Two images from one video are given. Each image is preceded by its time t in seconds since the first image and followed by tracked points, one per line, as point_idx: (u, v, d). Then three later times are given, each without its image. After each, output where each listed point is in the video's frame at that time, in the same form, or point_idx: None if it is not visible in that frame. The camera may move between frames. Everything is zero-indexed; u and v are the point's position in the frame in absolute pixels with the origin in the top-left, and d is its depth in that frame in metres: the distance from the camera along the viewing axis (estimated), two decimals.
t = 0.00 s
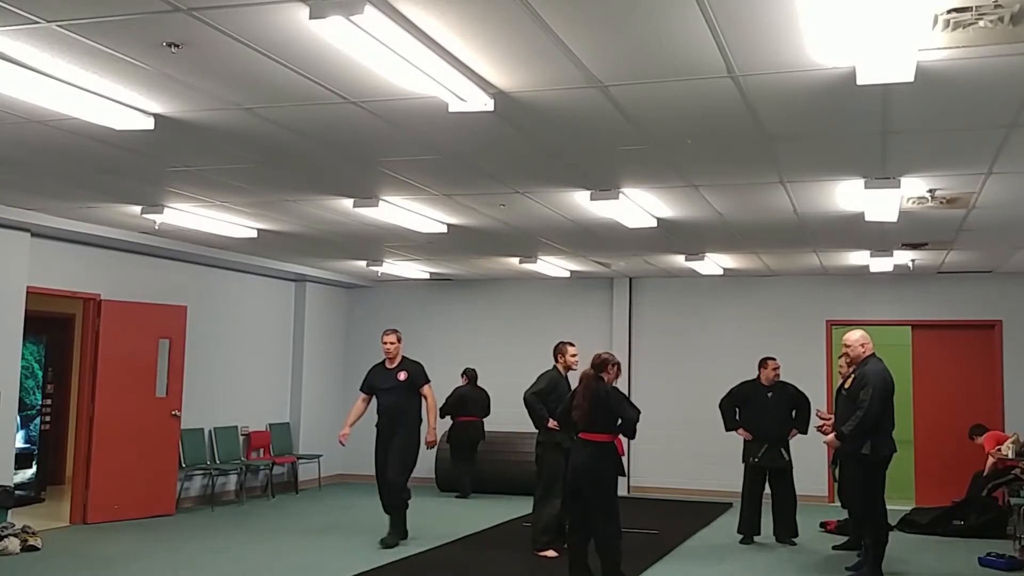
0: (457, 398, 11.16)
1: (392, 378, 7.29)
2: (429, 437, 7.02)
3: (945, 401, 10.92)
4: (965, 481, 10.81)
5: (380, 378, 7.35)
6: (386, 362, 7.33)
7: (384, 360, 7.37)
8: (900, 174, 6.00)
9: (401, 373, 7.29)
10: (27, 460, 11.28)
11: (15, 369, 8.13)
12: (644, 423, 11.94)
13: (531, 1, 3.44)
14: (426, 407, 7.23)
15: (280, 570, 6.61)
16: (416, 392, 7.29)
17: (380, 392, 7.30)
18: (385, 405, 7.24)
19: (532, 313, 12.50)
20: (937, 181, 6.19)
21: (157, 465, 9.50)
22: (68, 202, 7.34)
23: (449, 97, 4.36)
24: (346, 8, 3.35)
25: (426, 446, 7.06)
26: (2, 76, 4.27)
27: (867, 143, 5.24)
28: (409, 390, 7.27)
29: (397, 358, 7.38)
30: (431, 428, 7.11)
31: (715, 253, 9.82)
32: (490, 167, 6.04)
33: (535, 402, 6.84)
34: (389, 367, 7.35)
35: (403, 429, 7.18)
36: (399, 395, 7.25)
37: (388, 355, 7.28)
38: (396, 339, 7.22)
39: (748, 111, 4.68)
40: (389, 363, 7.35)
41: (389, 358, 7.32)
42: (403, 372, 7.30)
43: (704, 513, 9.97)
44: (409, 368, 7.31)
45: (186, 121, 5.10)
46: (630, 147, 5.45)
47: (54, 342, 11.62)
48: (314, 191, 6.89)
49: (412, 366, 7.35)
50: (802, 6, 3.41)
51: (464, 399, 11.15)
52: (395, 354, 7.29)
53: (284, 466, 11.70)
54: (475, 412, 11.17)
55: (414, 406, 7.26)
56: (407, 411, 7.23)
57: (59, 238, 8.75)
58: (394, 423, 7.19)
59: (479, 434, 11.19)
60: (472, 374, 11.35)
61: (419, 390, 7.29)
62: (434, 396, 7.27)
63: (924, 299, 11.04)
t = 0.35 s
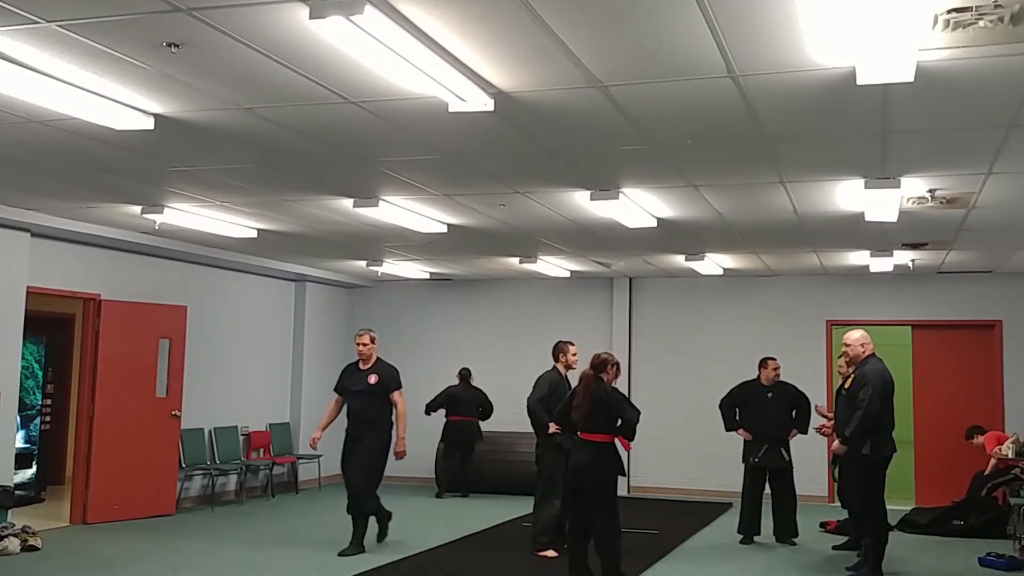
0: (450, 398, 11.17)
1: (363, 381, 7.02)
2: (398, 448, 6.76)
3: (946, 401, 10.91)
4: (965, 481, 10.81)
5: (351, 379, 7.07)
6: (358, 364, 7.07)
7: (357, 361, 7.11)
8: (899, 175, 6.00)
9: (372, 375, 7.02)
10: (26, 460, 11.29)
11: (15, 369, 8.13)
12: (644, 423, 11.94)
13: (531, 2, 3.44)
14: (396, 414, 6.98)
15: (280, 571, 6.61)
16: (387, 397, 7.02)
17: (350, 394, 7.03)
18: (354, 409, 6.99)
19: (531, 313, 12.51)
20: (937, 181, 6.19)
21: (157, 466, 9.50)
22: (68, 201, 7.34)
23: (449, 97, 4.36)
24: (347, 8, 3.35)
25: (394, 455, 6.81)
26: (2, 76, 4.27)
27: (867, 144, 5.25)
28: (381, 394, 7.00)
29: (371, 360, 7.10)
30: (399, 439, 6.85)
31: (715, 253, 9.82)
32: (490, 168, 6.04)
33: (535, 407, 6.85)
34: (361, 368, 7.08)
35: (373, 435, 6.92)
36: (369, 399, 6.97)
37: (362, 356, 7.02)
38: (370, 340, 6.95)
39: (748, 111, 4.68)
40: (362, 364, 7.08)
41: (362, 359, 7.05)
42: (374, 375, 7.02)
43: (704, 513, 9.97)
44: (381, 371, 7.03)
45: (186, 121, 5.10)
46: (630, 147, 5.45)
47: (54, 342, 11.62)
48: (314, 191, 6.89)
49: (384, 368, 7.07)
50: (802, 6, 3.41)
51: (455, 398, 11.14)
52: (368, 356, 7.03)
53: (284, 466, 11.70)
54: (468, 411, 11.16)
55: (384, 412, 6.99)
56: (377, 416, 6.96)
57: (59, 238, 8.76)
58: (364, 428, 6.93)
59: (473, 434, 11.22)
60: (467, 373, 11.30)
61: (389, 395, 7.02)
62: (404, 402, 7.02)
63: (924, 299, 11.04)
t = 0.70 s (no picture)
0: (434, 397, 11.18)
1: (325, 379, 6.62)
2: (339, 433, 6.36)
3: (946, 401, 10.91)
4: (965, 481, 10.81)
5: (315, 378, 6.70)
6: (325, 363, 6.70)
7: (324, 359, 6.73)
8: (899, 174, 6.00)
9: (334, 373, 6.61)
10: (26, 460, 11.29)
11: (15, 369, 8.13)
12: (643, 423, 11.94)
13: (531, 2, 3.44)
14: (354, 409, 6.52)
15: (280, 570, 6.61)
16: (349, 394, 6.59)
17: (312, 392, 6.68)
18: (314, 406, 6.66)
19: (531, 313, 12.50)
20: (936, 181, 6.19)
21: (157, 466, 9.50)
22: (68, 201, 7.34)
23: (449, 97, 4.36)
24: (347, 8, 3.35)
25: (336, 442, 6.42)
26: (2, 76, 4.27)
27: (867, 144, 5.24)
28: (342, 391, 6.59)
29: (337, 358, 6.71)
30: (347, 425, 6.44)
31: (715, 253, 9.81)
32: (490, 168, 6.04)
33: (535, 407, 6.86)
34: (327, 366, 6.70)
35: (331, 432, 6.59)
36: (330, 398, 6.59)
37: (326, 351, 6.66)
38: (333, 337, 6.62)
39: (748, 111, 4.68)
40: (328, 361, 6.71)
41: (327, 357, 6.69)
42: (337, 373, 6.61)
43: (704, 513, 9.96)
44: (343, 368, 6.61)
45: (187, 122, 5.10)
46: (630, 147, 5.45)
47: (54, 342, 11.63)
48: (314, 191, 6.89)
49: (349, 365, 6.64)
50: (802, 6, 3.41)
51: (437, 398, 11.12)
52: (333, 352, 6.64)
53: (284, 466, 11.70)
54: (451, 411, 11.13)
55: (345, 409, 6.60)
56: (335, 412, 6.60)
57: (59, 238, 8.76)
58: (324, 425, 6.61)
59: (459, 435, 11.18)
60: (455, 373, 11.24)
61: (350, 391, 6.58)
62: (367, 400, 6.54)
63: (924, 299, 11.04)
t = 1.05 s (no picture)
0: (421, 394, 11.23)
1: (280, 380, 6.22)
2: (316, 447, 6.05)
3: (946, 401, 10.92)
4: (965, 480, 10.81)
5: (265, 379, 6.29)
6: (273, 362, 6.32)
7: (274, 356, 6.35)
8: (899, 174, 6.00)
9: (288, 371, 6.22)
10: (26, 460, 11.28)
11: (15, 369, 8.13)
12: (643, 423, 11.93)
13: (531, 2, 3.44)
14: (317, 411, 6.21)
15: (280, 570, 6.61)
16: (308, 393, 6.22)
17: (265, 393, 6.26)
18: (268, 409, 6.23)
19: (531, 314, 12.50)
20: (936, 181, 6.19)
21: (156, 466, 9.50)
22: (68, 201, 7.34)
23: (449, 97, 4.36)
24: (347, 8, 3.35)
25: (316, 458, 6.10)
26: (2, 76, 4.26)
27: (867, 144, 5.24)
28: (301, 391, 6.21)
29: (289, 355, 6.34)
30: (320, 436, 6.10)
31: (715, 253, 9.81)
32: (491, 168, 6.05)
33: (535, 407, 6.87)
34: (277, 363, 6.32)
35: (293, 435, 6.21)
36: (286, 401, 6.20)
37: (276, 348, 6.26)
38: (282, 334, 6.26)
39: (748, 111, 4.68)
40: (278, 358, 6.33)
41: (277, 354, 6.30)
42: (292, 370, 6.23)
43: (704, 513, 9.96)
44: (299, 366, 6.24)
45: (187, 122, 5.10)
46: (630, 147, 5.45)
47: (54, 342, 11.63)
48: (314, 191, 6.89)
49: (303, 361, 6.28)
50: (803, 6, 3.41)
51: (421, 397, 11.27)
52: (284, 348, 6.27)
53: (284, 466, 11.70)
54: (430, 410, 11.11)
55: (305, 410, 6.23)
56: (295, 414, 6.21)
57: (59, 238, 8.76)
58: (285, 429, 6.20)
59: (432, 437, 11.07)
60: (442, 373, 11.18)
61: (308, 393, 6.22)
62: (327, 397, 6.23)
63: (924, 299, 11.04)
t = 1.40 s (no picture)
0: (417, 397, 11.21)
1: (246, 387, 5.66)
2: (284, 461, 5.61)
3: (947, 401, 10.91)
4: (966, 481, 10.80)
5: (227, 384, 5.69)
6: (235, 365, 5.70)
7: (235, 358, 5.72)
8: (900, 175, 6.00)
9: (254, 377, 5.68)
10: (26, 460, 11.28)
11: (15, 369, 8.14)
12: (643, 423, 11.93)
13: (531, 2, 3.44)
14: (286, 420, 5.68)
15: (279, 570, 6.61)
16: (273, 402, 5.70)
17: (225, 397, 5.68)
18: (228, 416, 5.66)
19: (531, 314, 12.50)
20: (936, 181, 6.19)
21: (156, 466, 9.49)
22: (68, 201, 7.34)
23: (449, 97, 4.36)
24: (347, 9, 3.35)
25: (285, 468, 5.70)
26: (1, 76, 4.26)
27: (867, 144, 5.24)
28: (266, 399, 5.68)
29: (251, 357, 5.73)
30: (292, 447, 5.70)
31: (715, 253, 9.81)
32: (491, 168, 6.05)
33: (535, 407, 6.87)
34: (241, 367, 5.71)
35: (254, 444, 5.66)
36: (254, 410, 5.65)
37: (240, 352, 5.62)
38: (249, 338, 5.61)
39: (748, 111, 4.68)
40: (241, 362, 5.71)
41: (239, 358, 5.67)
42: (257, 377, 5.68)
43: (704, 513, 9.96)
44: (265, 372, 5.70)
45: (187, 121, 5.10)
46: (630, 147, 5.45)
47: (54, 342, 11.63)
48: (314, 191, 6.89)
49: (269, 366, 5.73)
50: (803, 6, 3.41)
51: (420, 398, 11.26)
52: (249, 352, 5.64)
53: (284, 466, 11.71)
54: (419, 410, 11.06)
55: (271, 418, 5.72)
56: (259, 424, 5.66)
57: (59, 238, 8.76)
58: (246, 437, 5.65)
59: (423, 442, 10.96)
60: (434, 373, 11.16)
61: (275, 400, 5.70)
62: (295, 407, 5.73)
63: (924, 299, 11.04)
